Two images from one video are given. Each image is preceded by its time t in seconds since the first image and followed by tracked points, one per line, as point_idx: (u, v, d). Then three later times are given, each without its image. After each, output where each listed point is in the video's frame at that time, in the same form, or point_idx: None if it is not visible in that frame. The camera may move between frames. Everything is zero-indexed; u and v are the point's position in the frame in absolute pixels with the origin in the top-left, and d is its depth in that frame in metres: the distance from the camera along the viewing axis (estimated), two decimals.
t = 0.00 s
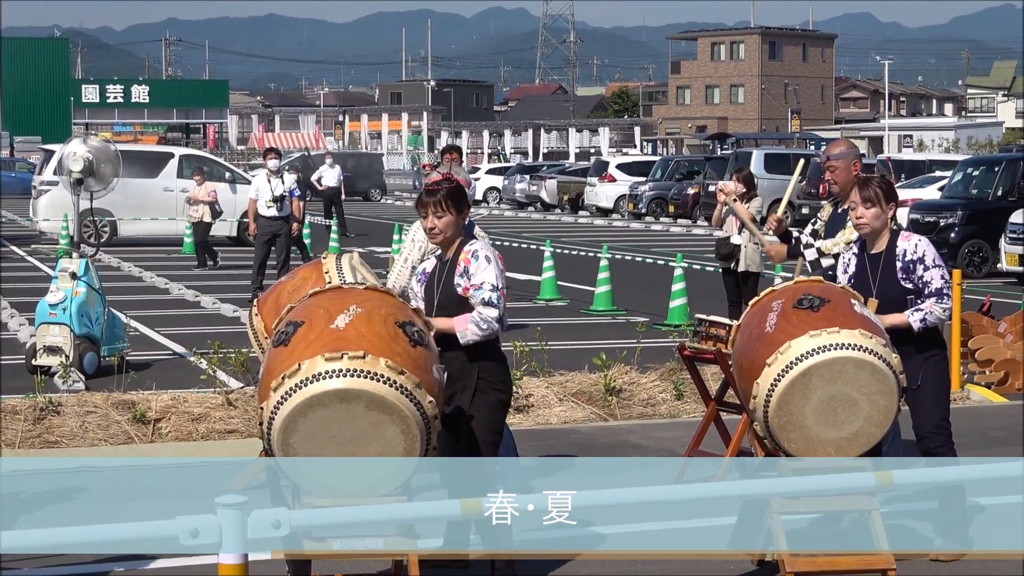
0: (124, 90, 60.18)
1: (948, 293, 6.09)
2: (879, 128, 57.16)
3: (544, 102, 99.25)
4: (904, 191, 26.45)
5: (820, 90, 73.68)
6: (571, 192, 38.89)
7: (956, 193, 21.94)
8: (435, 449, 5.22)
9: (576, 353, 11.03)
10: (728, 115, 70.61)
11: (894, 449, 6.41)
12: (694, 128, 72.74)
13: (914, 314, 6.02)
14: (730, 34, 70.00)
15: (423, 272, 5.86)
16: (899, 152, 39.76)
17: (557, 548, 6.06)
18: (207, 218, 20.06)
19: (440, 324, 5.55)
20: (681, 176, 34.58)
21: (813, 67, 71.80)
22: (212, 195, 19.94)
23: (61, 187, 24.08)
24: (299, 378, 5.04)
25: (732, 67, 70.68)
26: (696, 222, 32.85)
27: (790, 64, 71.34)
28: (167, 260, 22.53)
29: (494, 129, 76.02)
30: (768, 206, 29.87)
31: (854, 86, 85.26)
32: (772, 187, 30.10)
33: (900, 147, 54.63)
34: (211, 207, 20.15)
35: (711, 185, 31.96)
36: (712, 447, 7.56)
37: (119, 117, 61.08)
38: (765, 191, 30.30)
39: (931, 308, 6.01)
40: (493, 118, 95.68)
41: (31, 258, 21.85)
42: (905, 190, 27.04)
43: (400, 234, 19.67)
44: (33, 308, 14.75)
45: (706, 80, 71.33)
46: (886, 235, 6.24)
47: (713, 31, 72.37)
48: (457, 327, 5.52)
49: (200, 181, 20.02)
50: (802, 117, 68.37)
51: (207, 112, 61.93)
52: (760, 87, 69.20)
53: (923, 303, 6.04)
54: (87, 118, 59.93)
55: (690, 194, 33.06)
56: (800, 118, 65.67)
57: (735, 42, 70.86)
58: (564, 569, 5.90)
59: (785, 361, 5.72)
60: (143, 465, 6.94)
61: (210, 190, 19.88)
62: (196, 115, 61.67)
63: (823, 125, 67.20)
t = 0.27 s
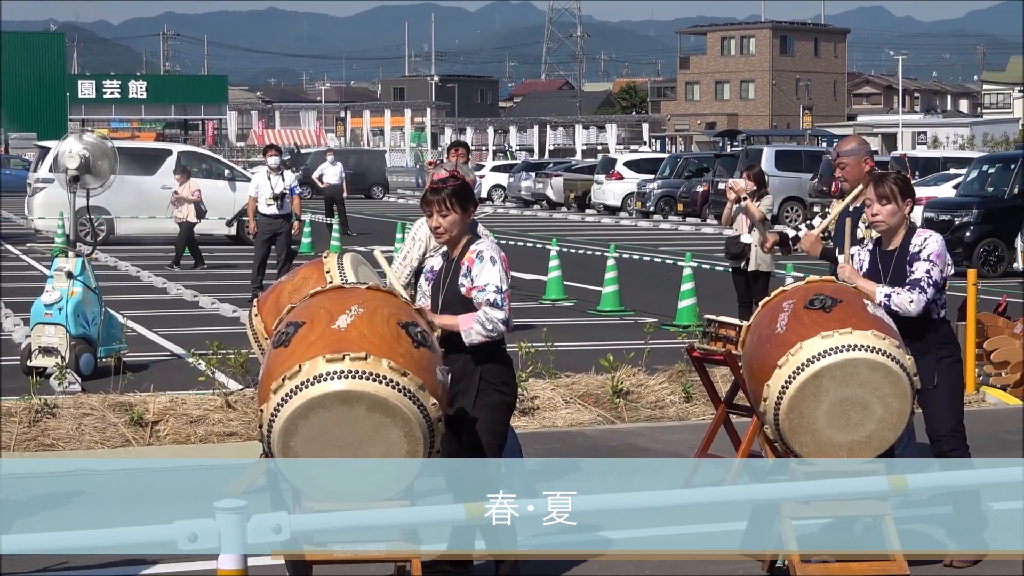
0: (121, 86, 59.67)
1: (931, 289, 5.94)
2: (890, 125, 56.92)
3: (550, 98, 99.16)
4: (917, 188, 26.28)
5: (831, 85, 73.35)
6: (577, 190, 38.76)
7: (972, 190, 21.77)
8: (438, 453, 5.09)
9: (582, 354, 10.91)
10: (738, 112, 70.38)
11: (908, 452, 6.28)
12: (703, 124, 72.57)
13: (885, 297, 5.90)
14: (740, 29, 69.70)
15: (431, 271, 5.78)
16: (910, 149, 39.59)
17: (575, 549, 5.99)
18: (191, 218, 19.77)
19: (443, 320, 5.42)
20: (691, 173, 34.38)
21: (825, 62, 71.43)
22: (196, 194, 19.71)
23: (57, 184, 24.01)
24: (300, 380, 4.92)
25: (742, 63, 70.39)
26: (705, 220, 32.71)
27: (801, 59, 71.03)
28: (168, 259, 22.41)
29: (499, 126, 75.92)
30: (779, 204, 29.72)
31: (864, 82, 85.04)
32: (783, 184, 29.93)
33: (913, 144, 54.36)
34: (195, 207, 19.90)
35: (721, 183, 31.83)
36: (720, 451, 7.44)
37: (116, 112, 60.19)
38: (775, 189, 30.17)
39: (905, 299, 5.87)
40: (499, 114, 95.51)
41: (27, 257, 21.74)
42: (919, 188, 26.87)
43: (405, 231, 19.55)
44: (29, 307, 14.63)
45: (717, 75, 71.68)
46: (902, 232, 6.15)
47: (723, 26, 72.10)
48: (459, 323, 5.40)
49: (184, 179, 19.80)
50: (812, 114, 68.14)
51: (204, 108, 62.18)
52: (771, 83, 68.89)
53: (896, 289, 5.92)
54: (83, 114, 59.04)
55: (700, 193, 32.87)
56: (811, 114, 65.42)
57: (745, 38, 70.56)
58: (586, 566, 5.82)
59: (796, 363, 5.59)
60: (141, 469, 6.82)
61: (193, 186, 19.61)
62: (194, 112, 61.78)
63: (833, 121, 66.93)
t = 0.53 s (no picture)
0: (125, 84, 60.50)
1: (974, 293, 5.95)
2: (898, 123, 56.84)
3: (556, 96, 99.06)
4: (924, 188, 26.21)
5: (838, 84, 73.11)
6: (583, 188, 38.74)
7: (979, 189, 21.73)
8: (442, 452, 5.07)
9: (588, 354, 10.89)
10: (744, 110, 70.27)
11: (914, 453, 6.26)
12: (710, 123, 72.51)
13: (938, 320, 5.89)
14: (747, 27, 69.52)
15: (433, 272, 5.72)
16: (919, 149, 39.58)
17: (584, 550, 5.96)
18: (178, 215, 19.79)
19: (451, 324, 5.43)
20: (696, 172, 34.34)
21: (832, 60, 71.16)
22: (184, 191, 19.63)
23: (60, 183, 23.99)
24: (304, 380, 4.90)
25: (748, 60, 70.23)
26: (711, 219, 32.67)
27: (809, 57, 70.83)
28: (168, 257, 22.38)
29: (503, 124, 75.89)
30: (786, 203, 29.67)
31: (871, 80, 84.84)
32: (789, 184, 29.92)
33: (920, 143, 54.22)
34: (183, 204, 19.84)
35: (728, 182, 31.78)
36: (728, 450, 7.42)
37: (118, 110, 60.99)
38: (782, 187, 30.13)
39: (956, 311, 5.87)
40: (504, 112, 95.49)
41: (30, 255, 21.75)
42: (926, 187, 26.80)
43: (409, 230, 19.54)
44: (30, 306, 14.63)
45: (723, 74, 71.64)
46: (904, 230, 6.08)
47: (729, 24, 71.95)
48: (474, 330, 5.41)
49: (172, 176, 19.71)
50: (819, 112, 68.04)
51: (209, 107, 62.06)
52: (778, 81, 68.72)
53: (946, 307, 5.91)
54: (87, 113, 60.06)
55: (706, 191, 32.83)
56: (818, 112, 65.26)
57: (752, 35, 70.37)
58: (592, 567, 5.81)
59: (802, 362, 5.57)
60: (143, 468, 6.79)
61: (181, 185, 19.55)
62: (198, 110, 61.82)
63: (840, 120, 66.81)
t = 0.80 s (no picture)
0: (130, 83, 60.81)
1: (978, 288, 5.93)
2: (904, 122, 56.74)
3: (561, 95, 99.00)
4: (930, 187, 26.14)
5: (844, 82, 72.90)
6: (588, 187, 38.74)
7: (984, 188, 21.70)
8: (448, 451, 5.07)
9: (593, 352, 10.89)
10: (749, 109, 70.19)
11: (920, 451, 6.25)
12: (715, 121, 72.44)
13: (939, 311, 5.85)
14: (751, 25, 69.38)
15: (442, 275, 5.76)
16: (925, 147, 39.50)
17: (587, 550, 5.95)
18: (167, 215, 19.44)
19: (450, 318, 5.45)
20: (701, 170, 34.37)
21: (838, 59, 70.85)
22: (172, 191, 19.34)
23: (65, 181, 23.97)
24: (309, 378, 4.90)
25: (754, 59, 70.09)
26: (717, 217, 32.65)
27: (814, 56, 70.63)
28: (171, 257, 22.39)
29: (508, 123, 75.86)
30: (791, 201, 29.64)
31: (876, 79, 84.69)
32: (795, 183, 29.88)
33: (926, 141, 54.09)
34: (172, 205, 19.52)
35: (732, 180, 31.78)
36: (734, 448, 7.41)
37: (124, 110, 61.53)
38: (788, 186, 30.11)
39: (957, 303, 5.84)
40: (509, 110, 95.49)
41: (34, 255, 21.76)
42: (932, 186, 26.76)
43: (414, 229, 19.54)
44: (35, 305, 14.64)
45: (727, 72, 71.55)
46: (907, 230, 6.07)
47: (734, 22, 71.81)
48: (456, 319, 5.42)
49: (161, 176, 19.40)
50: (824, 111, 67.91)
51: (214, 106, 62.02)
52: (783, 79, 68.58)
53: (948, 301, 5.87)
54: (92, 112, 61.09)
55: (711, 189, 32.90)
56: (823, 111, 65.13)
57: (757, 34, 70.21)
58: (596, 567, 5.82)
59: (807, 361, 5.56)
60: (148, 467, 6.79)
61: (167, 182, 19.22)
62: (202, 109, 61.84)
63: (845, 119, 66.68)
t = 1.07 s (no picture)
0: (135, 82, 60.43)
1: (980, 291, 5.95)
2: (910, 120, 56.65)
3: (565, 94, 98.96)
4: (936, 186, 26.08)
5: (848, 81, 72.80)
6: (592, 185, 38.74)
7: (989, 187, 21.67)
8: (452, 449, 5.06)
9: (597, 351, 10.89)
10: (754, 107, 70.09)
11: (923, 450, 6.25)
12: (719, 120, 72.29)
13: (941, 317, 5.87)
14: (755, 23, 69.23)
15: (451, 272, 5.74)
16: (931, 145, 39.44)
17: (589, 549, 5.94)
18: (154, 212, 19.50)
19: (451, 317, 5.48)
20: (706, 169, 34.55)
21: (842, 57, 70.65)
22: (161, 190, 19.35)
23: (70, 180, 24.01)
24: (313, 377, 4.91)
25: (758, 57, 69.94)
26: (721, 216, 32.65)
27: (818, 54, 70.51)
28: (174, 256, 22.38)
29: (511, 121, 75.77)
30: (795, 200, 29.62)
31: (881, 77, 84.58)
32: (799, 181, 29.88)
33: (931, 139, 53.97)
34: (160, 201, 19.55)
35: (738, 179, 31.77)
36: (737, 447, 7.40)
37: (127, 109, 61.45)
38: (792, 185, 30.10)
39: (959, 307, 5.87)
40: (513, 108, 95.38)
41: (38, 253, 21.76)
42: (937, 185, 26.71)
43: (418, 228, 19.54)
44: (39, 304, 14.65)
45: (732, 71, 71.49)
46: (912, 226, 6.07)
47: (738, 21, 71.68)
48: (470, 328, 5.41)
49: (150, 173, 19.32)
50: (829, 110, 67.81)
51: (218, 104, 61.95)
52: (787, 78, 68.45)
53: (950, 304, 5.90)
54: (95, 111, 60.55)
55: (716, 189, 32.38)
56: (828, 109, 65.00)
57: (761, 32, 70.06)
58: (598, 568, 5.81)
59: (812, 360, 5.57)
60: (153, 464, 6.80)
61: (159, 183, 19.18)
62: (207, 107, 61.78)
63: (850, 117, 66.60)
